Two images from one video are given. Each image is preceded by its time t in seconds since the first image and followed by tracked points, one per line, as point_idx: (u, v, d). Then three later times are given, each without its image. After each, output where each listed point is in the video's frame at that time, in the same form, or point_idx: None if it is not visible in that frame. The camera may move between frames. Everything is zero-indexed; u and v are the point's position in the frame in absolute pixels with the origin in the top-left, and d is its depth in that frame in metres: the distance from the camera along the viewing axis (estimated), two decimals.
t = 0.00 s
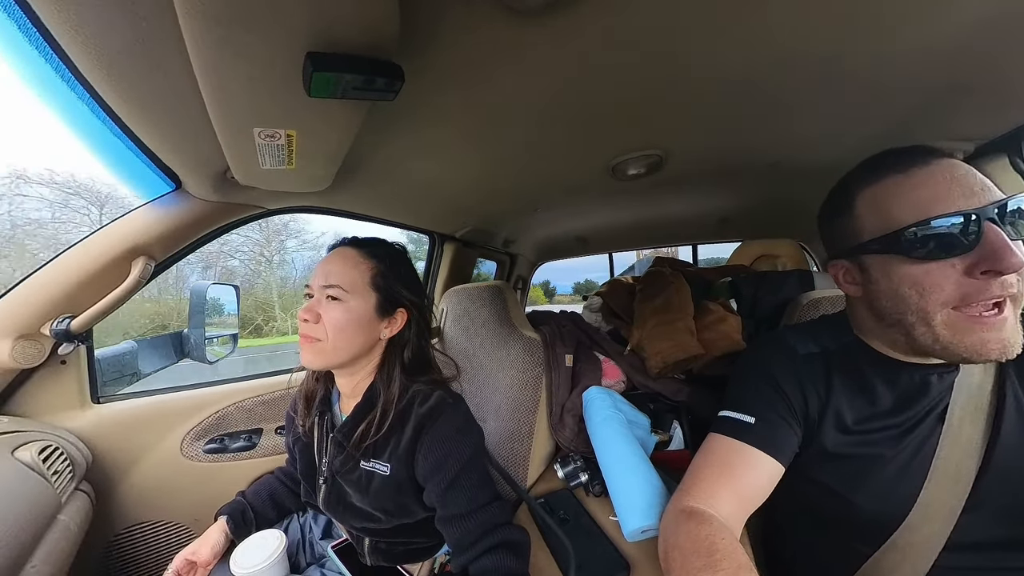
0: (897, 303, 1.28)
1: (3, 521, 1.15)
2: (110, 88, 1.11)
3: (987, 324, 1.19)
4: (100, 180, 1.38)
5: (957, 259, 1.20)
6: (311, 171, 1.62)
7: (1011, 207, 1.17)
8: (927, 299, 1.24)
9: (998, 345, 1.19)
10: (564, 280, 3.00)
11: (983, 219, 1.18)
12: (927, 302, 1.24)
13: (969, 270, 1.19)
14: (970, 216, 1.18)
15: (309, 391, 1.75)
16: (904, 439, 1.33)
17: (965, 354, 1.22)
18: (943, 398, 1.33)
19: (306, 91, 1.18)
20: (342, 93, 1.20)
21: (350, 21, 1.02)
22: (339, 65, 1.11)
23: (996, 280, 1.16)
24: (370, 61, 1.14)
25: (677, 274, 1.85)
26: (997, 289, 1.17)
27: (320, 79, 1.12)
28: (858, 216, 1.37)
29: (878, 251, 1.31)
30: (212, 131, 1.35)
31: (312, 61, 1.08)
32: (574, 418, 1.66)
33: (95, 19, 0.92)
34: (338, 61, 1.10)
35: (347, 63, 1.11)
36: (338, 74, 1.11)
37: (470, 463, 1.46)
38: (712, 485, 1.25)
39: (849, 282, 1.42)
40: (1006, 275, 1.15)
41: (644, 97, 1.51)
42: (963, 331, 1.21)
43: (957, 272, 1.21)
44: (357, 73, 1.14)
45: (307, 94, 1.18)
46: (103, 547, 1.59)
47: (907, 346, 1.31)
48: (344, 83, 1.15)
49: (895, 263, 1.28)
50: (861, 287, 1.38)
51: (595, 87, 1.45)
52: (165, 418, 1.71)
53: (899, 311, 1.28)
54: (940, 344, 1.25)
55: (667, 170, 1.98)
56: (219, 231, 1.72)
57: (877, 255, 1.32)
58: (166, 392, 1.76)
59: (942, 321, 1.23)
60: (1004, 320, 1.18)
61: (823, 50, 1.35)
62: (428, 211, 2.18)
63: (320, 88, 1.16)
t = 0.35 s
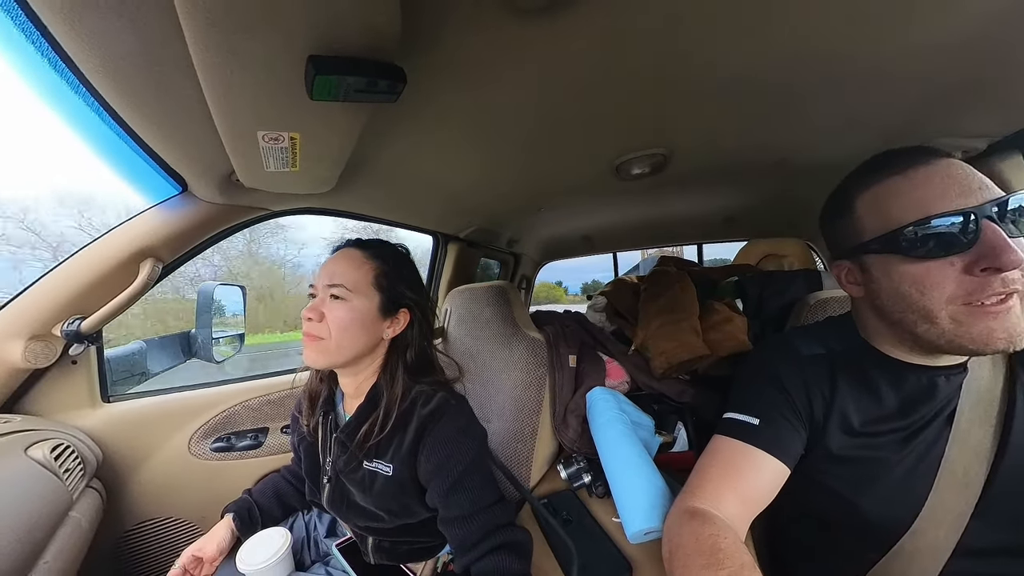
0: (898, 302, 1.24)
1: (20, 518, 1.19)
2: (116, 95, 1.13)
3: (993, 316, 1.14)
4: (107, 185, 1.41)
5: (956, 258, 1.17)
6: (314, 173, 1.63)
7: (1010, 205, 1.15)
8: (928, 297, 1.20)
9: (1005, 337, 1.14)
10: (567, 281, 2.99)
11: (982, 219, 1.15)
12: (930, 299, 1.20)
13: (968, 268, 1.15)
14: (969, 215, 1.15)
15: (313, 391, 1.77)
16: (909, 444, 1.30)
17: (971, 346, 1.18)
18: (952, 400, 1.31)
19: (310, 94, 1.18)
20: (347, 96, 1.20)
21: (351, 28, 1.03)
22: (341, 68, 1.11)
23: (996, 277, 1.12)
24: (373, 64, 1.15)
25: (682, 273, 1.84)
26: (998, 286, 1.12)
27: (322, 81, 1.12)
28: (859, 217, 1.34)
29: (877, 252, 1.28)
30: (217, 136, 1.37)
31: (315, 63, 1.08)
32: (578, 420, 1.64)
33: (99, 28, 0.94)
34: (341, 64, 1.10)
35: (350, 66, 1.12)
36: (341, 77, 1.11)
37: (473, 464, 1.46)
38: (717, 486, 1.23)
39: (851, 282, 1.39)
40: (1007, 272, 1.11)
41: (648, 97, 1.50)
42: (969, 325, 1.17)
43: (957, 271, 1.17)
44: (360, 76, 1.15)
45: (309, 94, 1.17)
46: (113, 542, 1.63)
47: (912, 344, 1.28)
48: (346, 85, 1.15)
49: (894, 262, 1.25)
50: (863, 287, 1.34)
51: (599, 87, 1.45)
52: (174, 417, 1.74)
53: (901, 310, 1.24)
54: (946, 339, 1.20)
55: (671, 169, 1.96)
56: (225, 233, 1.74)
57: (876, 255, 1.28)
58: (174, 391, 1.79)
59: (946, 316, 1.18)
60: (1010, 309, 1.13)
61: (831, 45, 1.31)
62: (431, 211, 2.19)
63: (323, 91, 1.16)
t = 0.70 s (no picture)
0: (900, 305, 1.25)
1: (33, 512, 1.20)
2: (136, 94, 1.14)
3: (996, 317, 1.14)
4: (122, 182, 1.42)
5: (955, 263, 1.17)
6: (326, 172, 1.64)
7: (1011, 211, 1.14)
8: (929, 300, 1.20)
9: (1009, 337, 1.14)
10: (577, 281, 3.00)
11: (980, 224, 1.14)
12: (932, 301, 1.20)
13: (967, 272, 1.15)
14: (969, 220, 1.15)
15: (323, 389, 1.78)
16: (918, 444, 1.30)
17: (975, 346, 1.18)
18: (962, 400, 1.30)
19: (327, 93, 1.20)
20: (363, 94, 1.22)
21: (369, 27, 1.04)
22: (360, 67, 1.12)
23: (995, 281, 1.12)
24: (390, 63, 1.16)
25: (690, 274, 1.84)
26: (998, 289, 1.12)
27: (341, 80, 1.13)
28: (857, 223, 1.35)
29: (879, 256, 1.28)
30: (232, 134, 1.38)
31: (333, 62, 1.09)
32: (587, 419, 1.65)
33: (124, 27, 0.95)
34: (361, 63, 1.12)
35: (369, 65, 1.13)
36: (359, 75, 1.13)
37: (482, 463, 1.47)
38: (725, 487, 1.22)
39: (856, 284, 1.39)
40: (1006, 276, 1.11)
41: (660, 97, 1.50)
42: (971, 325, 1.16)
43: (956, 274, 1.17)
44: (377, 75, 1.16)
45: (327, 93, 1.19)
46: (124, 538, 1.64)
47: (917, 345, 1.28)
48: (364, 84, 1.18)
49: (895, 267, 1.25)
50: (867, 290, 1.35)
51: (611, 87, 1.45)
52: (185, 413, 1.75)
53: (903, 313, 1.24)
54: (949, 340, 1.20)
55: (679, 170, 1.96)
56: (237, 231, 1.75)
57: (878, 259, 1.28)
58: (184, 388, 1.81)
59: (948, 318, 1.18)
60: (1013, 309, 1.13)
61: (843, 45, 1.31)
62: (439, 211, 2.20)
63: (341, 90, 1.18)
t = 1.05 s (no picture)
0: (916, 304, 1.21)
1: (40, 504, 1.22)
2: (141, 93, 1.16)
3: (1017, 320, 1.11)
4: (129, 181, 1.44)
5: (976, 261, 1.14)
6: (330, 171, 1.66)
7: None
8: (948, 300, 1.16)
9: None
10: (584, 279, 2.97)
11: (1003, 221, 1.12)
12: (950, 301, 1.16)
13: (989, 270, 1.12)
14: (991, 217, 1.12)
15: (326, 387, 1.78)
16: (933, 450, 1.26)
17: (992, 350, 1.14)
18: (977, 407, 1.27)
19: (329, 91, 1.20)
20: (365, 92, 1.22)
21: (373, 27, 1.05)
22: (361, 65, 1.12)
23: (1017, 281, 1.09)
24: (393, 62, 1.16)
25: (695, 275, 1.82)
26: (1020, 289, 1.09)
27: (342, 78, 1.13)
28: (874, 216, 1.31)
29: (894, 253, 1.24)
30: (237, 134, 1.40)
31: (336, 60, 1.10)
32: (589, 421, 1.63)
33: (131, 27, 0.96)
34: (361, 62, 1.12)
35: (368, 63, 1.13)
36: (360, 73, 1.13)
37: (483, 464, 1.46)
38: (726, 495, 1.19)
39: (868, 284, 1.35)
40: None
41: (667, 95, 1.49)
42: (991, 328, 1.13)
43: (976, 273, 1.14)
44: (379, 72, 1.16)
45: (330, 92, 1.20)
46: (128, 533, 1.66)
47: (933, 348, 1.24)
48: (365, 82, 1.17)
49: (912, 264, 1.21)
50: (881, 290, 1.31)
51: (617, 85, 1.44)
52: (190, 410, 1.77)
53: (920, 313, 1.21)
54: (967, 342, 1.16)
55: (685, 169, 1.94)
56: (242, 231, 1.77)
57: (893, 256, 1.25)
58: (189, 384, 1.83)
59: (968, 319, 1.15)
60: None
61: (853, 41, 1.29)
62: (442, 211, 2.20)
63: (342, 88, 1.18)
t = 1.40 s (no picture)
0: (914, 302, 1.19)
1: (56, 499, 1.26)
2: (150, 102, 1.20)
3: (1014, 316, 1.08)
4: (139, 187, 1.49)
5: (972, 257, 1.12)
6: (338, 175, 1.69)
7: None
8: (945, 297, 1.14)
9: None
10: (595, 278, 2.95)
11: (997, 216, 1.09)
12: (948, 299, 1.14)
13: (984, 266, 1.10)
14: (984, 213, 1.10)
15: (332, 385, 1.81)
16: (935, 450, 1.23)
17: (991, 348, 1.12)
18: (981, 407, 1.24)
19: (331, 98, 1.22)
20: (366, 99, 1.23)
21: (370, 37, 1.07)
22: (362, 73, 1.14)
23: (1013, 275, 1.07)
24: (392, 69, 1.18)
25: (698, 274, 1.81)
26: (1016, 284, 1.07)
27: (344, 86, 1.15)
28: (871, 214, 1.29)
29: (891, 252, 1.22)
30: (242, 140, 1.43)
31: (336, 69, 1.12)
32: (591, 420, 1.63)
33: (139, 39, 1.00)
34: (362, 69, 1.14)
35: (370, 70, 1.15)
36: (361, 80, 1.14)
37: (485, 462, 1.47)
38: (727, 497, 1.18)
39: (866, 283, 1.32)
40: None
41: (668, 95, 1.48)
42: (989, 325, 1.11)
43: (972, 269, 1.12)
44: (379, 79, 1.17)
45: (331, 98, 1.21)
46: (140, 527, 1.71)
47: (932, 347, 1.22)
48: (366, 89, 1.18)
49: (908, 262, 1.19)
50: (879, 288, 1.29)
51: (617, 86, 1.44)
52: (199, 408, 1.82)
53: (918, 311, 1.19)
54: (966, 341, 1.14)
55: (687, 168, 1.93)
56: (250, 233, 1.81)
57: (890, 254, 1.23)
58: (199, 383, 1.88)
59: (966, 316, 1.13)
60: None
61: (852, 37, 1.27)
62: (444, 212, 2.22)
63: (343, 95, 1.20)
